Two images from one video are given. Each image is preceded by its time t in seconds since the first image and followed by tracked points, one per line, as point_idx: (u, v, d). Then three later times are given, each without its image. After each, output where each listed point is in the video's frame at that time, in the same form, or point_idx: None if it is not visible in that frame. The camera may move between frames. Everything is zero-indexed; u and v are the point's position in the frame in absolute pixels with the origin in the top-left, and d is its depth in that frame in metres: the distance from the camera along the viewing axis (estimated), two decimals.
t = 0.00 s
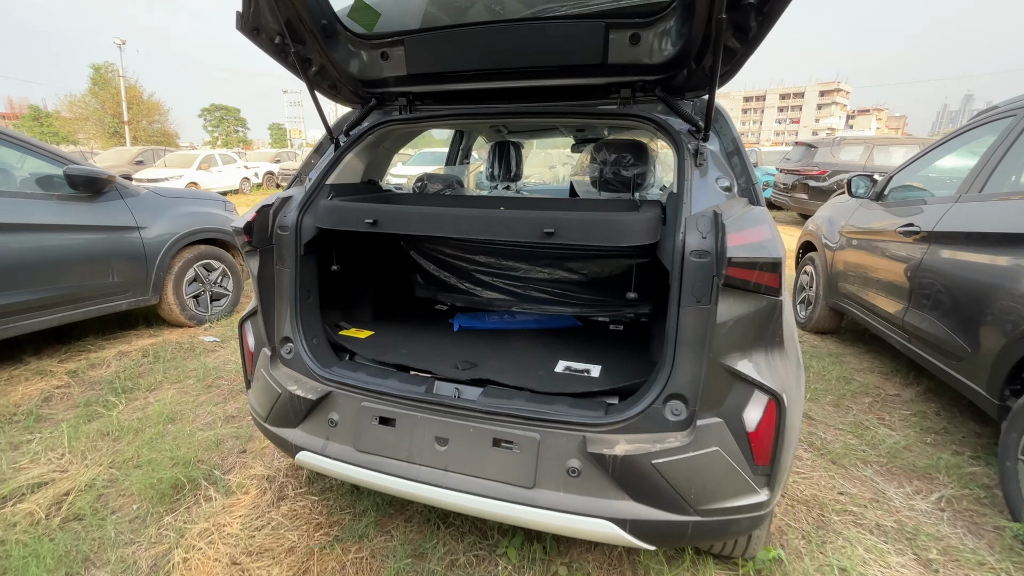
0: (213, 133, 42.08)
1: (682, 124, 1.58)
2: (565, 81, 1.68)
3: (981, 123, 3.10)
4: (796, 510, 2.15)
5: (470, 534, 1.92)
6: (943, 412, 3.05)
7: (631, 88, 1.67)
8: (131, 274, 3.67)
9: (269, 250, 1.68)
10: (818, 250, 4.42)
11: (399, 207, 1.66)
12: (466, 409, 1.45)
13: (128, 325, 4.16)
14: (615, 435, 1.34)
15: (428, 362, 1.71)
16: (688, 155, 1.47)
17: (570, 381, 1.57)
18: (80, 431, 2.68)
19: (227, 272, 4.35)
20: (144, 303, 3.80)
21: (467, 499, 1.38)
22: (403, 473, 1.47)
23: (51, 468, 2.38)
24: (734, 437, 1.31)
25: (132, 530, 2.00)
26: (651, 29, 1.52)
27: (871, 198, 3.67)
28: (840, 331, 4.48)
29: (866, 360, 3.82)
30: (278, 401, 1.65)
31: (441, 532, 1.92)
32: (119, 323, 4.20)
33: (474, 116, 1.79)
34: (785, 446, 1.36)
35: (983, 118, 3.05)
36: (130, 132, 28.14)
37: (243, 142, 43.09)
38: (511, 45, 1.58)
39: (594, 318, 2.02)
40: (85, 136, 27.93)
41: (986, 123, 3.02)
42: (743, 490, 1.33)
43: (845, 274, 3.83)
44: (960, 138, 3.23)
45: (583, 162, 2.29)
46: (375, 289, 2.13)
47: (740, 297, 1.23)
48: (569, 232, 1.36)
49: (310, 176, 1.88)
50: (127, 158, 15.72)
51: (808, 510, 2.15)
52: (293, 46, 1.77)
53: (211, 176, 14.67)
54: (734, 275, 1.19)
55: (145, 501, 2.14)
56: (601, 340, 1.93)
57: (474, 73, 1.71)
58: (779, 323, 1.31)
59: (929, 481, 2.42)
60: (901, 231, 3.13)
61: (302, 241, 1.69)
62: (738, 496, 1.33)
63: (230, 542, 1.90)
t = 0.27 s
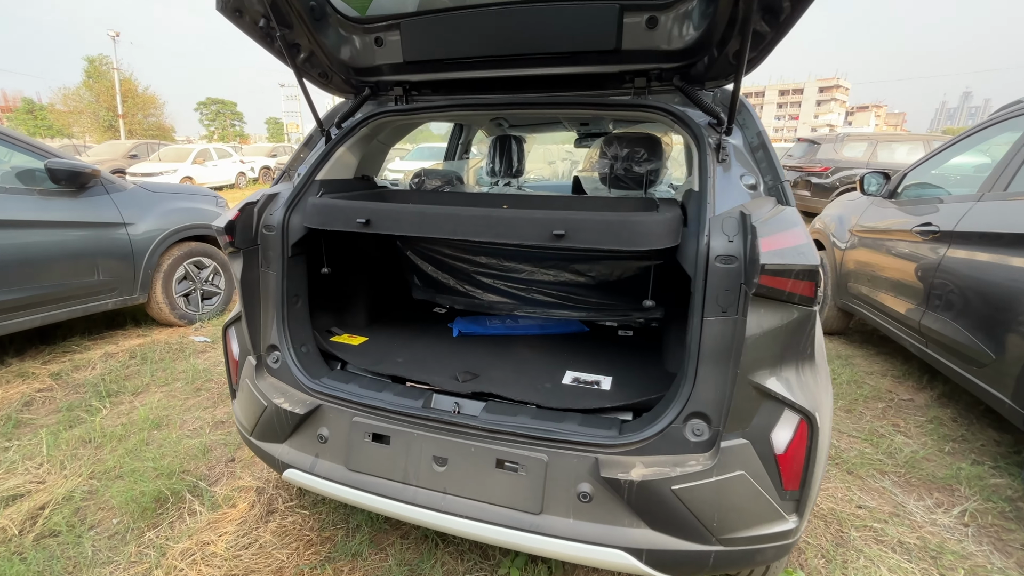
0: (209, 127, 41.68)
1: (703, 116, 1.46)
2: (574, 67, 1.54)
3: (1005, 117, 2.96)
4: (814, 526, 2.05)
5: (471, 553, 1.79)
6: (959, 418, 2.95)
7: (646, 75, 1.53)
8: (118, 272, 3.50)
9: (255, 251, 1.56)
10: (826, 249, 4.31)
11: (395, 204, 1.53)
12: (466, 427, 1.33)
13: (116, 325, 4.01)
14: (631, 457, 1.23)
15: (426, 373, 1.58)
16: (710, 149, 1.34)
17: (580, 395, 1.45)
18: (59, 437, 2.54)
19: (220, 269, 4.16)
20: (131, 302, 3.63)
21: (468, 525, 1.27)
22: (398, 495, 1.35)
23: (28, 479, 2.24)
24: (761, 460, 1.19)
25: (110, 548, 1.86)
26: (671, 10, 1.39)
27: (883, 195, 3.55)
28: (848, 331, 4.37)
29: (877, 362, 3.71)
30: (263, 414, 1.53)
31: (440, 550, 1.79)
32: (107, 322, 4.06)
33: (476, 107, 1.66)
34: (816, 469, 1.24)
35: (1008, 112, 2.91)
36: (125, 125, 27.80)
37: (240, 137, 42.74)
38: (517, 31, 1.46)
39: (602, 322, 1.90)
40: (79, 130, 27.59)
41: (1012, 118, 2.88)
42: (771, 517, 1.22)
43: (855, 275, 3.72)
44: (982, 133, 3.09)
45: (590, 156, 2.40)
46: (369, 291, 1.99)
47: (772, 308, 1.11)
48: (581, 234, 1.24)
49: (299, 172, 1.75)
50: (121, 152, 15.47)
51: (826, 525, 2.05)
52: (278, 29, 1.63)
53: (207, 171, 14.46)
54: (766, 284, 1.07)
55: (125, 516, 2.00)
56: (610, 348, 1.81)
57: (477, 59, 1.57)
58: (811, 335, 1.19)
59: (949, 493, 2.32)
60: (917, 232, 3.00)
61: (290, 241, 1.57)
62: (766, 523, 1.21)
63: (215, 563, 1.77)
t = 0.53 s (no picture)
0: (202, 119, 41.11)
1: (718, 107, 1.38)
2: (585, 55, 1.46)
3: (1012, 116, 2.90)
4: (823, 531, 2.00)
5: (471, 561, 1.72)
6: (965, 419, 2.91)
7: (659, 63, 1.46)
8: (106, 267, 3.38)
9: (246, 248, 1.48)
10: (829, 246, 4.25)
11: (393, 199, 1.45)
12: (469, 434, 1.26)
13: (105, 321, 3.91)
14: (643, 467, 1.16)
15: (425, 376, 1.51)
16: (726, 143, 1.27)
17: (587, 401, 1.38)
18: (44, 437, 2.45)
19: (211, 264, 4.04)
20: (121, 297, 3.51)
21: (472, 539, 1.20)
22: (397, 506, 1.28)
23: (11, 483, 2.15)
24: (782, 471, 1.13)
25: (95, 555, 1.78)
26: None
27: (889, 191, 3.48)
28: (850, 329, 4.33)
29: (880, 361, 3.67)
30: (254, 419, 1.45)
31: (440, 557, 1.72)
32: (96, 318, 3.95)
33: (479, 97, 1.58)
34: (838, 479, 1.18)
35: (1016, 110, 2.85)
36: (117, 117, 27.42)
37: (234, 129, 42.32)
38: (525, 16, 1.38)
39: (608, 321, 1.83)
40: (70, 121, 27.20)
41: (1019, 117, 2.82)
42: (792, 530, 1.16)
43: (859, 273, 3.67)
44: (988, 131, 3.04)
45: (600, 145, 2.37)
46: (365, 289, 1.91)
47: (797, 312, 1.05)
48: (593, 231, 1.17)
49: (293, 164, 1.67)
50: (113, 143, 15.23)
51: (835, 530, 2.00)
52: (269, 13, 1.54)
53: (200, 163, 14.27)
54: (792, 286, 1.00)
55: (112, 522, 1.92)
56: (617, 350, 1.74)
57: (481, 45, 1.49)
58: (836, 340, 1.13)
59: (959, 497, 2.27)
60: (926, 229, 2.95)
61: (283, 238, 1.49)
62: (786, 537, 1.15)
63: (205, 573, 1.69)
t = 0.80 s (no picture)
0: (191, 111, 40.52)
1: (733, 99, 1.32)
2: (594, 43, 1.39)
3: (1006, 116, 2.86)
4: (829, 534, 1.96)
5: (471, 569, 1.67)
6: (966, 418, 2.89)
7: (670, 52, 1.39)
8: (90, 261, 3.26)
9: (235, 244, 1.40)
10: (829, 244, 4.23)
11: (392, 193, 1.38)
12: (472, 442, 1.19)
13: (91, 317, 3.80)
14: (656, 477, 1.11)
15: (424, 379, 1.45)
16: (743, 136, 1.21)
17: (595, 406, 1.33)
18: (25, 438, 2.35)
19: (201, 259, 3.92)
20: (106, 293, 3.39)
21: (475, 552, 1.14)
22: (396, 517, 1.22)
23: None
24: (801, 480, 1.07)
25: (78, 564, 1.70)
26: None
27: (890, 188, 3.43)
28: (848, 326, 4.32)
29: (879, 358, 3.65)
30: (244, 424, 1.38)
31: (439, 564, 1.66)
32: (81, 314, 3.84)
33: (482, 86, 1.51)
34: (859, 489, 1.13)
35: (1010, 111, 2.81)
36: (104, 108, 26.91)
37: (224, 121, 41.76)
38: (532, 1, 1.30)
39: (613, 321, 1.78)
40: (56, 111, 26.67)
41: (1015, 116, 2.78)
42: (813, 542, 1.10)
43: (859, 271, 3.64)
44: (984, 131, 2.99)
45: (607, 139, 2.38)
46: (360, 287, 1.84)
47: (822, 315, 0.99)
48: (605, 229, 1.10)
49: (284, 156, 1.59)
50: (99, 135, 14.93)
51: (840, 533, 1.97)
52: None
53: (189, 156, 14.03)
54: (819, 288, 0.95)
55: (96, 528, 1.83)
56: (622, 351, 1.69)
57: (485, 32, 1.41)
58: (859, 344, 1.07)
59: (963, 498, 2.24)
60: (929, 228, 2.92)
61: (274, 233, 1.41)
62: (808, 549, 1.10)
63: None
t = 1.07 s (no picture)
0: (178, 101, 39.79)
1: (751, 87, 1.26)
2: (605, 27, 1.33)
3: (999, 114, 2.85)
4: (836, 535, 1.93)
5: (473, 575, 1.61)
6: (965, 414, 2.86)
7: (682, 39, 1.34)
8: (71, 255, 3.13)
9: (224, 238, 1.32)
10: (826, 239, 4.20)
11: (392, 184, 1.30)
12: (478, 448, 1.13)
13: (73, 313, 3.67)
14: (672, 485, 1.05)
15: (425, 382, 1.39)
16: (763, 126, 1.15)
17: (606, 409, 1.27)
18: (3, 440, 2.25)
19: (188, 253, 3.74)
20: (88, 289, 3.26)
21: (482, 565, 1.08)
22: (397, 527, 1.16)
23: None
24: (825, 488, 1.02)
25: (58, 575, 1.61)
26: None
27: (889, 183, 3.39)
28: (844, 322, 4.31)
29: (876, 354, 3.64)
30: (235, 429, 1.31)
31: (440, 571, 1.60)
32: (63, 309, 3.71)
33: (484, 72, 1.43)
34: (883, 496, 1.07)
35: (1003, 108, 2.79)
36: (86, 98, 26.31)
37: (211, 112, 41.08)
38: None
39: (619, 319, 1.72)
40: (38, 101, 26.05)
41: (1009, 114, 2.76)
42: (837, 552, 1.05)
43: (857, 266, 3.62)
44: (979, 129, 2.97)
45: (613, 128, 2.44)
46: (356, 283, 1.76)
47: (852, 316, 0.94)
48: (622, 224, 1.04)
49: (276, 145, 1.51)
50: (83, 126, 14.58)
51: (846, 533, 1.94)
52: None
53: (176, 147, 13.75)
54: (852, 288, 0.89)
55: (78, 536, 1.75)
56: (628, 351, 1.64)
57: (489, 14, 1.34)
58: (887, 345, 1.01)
59: (966, 496, 2.22)
60: (930, 223, 2.86)
61: (266, 227, 1.33)
62: (831, 560, 1.04)
63: None
